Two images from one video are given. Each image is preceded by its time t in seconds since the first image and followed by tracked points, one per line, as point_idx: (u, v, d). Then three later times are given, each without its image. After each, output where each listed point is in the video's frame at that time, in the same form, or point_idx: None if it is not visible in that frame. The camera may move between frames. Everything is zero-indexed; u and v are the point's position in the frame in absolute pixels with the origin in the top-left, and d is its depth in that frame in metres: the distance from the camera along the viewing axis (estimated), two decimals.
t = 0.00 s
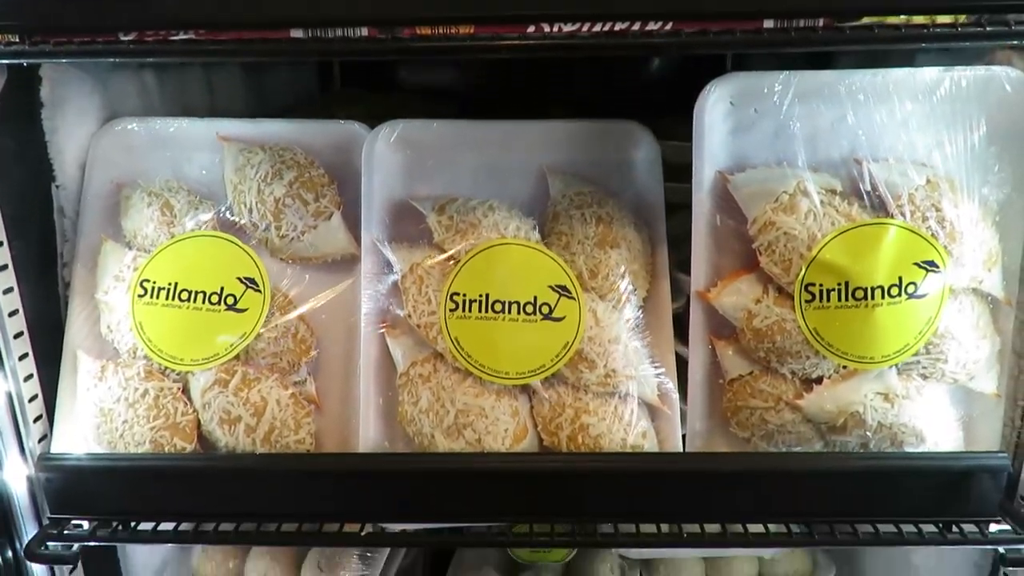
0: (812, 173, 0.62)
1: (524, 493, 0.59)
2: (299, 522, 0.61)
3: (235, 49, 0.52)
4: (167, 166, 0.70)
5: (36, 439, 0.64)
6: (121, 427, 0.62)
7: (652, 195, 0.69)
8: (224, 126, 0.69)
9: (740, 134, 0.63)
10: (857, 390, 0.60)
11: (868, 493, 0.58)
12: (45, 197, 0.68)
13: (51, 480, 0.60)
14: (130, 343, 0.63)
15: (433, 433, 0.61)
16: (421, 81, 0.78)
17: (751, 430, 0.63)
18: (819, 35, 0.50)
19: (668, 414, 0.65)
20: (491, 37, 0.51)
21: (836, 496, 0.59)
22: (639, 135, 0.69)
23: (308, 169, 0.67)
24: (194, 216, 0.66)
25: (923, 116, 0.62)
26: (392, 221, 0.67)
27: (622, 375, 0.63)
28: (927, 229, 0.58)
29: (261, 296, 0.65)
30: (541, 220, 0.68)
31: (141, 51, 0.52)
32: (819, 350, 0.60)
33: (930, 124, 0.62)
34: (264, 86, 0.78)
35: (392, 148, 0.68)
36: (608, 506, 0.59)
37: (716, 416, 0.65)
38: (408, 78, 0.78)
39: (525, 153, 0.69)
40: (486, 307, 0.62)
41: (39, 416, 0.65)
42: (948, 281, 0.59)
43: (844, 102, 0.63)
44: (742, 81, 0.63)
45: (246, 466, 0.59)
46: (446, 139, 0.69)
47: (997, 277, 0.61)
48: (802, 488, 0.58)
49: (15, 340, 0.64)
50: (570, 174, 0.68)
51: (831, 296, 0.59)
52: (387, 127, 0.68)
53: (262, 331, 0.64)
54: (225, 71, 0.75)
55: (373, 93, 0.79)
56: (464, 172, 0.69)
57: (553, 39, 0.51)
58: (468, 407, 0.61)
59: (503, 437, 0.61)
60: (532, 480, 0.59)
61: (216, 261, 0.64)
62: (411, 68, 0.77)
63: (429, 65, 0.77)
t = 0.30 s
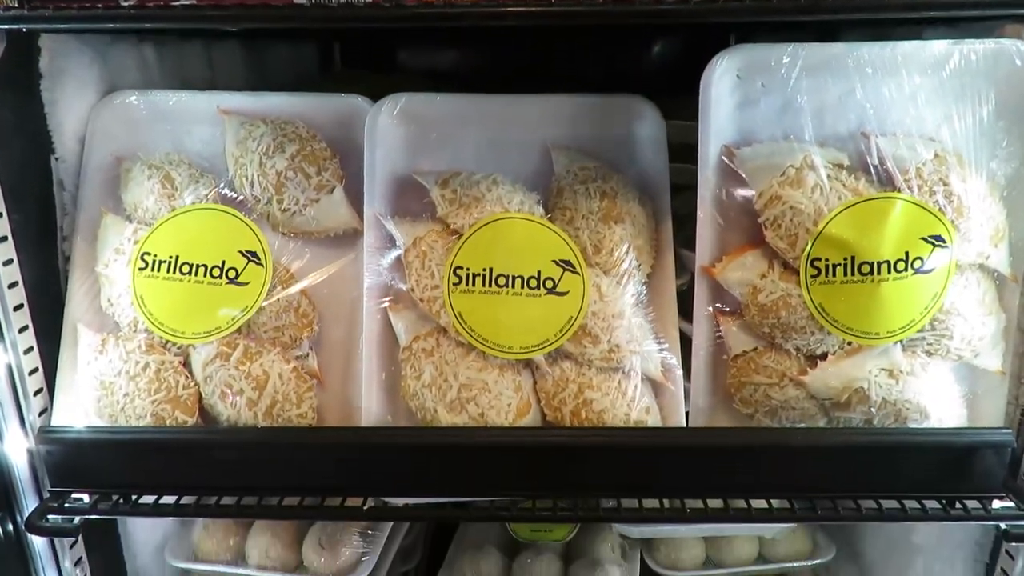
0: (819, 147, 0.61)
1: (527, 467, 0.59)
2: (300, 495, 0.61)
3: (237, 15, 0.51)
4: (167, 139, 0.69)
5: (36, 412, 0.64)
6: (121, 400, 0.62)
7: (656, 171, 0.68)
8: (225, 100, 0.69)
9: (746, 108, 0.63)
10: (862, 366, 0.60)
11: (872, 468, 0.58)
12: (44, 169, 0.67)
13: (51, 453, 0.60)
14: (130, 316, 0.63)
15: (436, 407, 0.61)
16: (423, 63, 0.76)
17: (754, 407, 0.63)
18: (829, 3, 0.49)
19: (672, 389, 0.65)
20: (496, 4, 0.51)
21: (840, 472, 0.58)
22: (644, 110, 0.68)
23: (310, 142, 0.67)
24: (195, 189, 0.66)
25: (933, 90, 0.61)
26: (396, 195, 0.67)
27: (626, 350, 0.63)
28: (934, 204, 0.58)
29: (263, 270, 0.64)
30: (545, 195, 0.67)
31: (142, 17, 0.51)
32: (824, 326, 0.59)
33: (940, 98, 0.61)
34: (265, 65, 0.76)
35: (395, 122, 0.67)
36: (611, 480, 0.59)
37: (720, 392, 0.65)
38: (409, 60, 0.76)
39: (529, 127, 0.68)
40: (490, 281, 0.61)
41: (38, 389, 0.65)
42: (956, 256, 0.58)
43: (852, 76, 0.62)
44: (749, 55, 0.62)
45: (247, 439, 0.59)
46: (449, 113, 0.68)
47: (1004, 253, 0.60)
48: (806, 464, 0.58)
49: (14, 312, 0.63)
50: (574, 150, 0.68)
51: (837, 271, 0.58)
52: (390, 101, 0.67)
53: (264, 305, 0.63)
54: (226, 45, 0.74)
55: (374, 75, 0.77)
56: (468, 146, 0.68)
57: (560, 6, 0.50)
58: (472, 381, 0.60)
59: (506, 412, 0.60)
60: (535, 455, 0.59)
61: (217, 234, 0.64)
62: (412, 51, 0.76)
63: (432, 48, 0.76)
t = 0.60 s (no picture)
0: (829, 116, 0.60)
1: (528, 437, 0.58)
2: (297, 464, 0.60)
3: None
4: (163, 103, 0.68)
5: (28, 378, 0.63)
6: (115, 366, 0.61)
7: (662, 141, 0.67)
8: (223, 63, 0.67)
9: (754, 75, 0.62)
10: (868, 338, 0.59)
11: (877, 441, 0.57)
12: (37, 130, 0.66)
13: (42, 419, 0.59)
14: (124, 281, 0.62)
15: (435, 376, 0.60)
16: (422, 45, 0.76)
17: (758, 379, 0.62)
18: None
19: (675, 361, 0.64)
20: None
21: (845, 444, 0.58)
22: (650, 78, 0.67)
23: (309, 107, 0.65)
24: (191, 152, 0.64)
25: (946, 58, 0.60)
26: (397, 162, 0.66)
27: (630, 321, 0.62)
28: (945, 172, 0.57)
29: (260, 236, 0.63)
30: (548, 163, 0.66)
31: None
32: (831, 297, 0.58)
33: (954, 67, 0.60)
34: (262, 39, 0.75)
35: (395, 87, 0.66)
36: (613, 451, 0.58)
37: (723, 364, 0.64)
38: (409, 42, 0.76)
39: (533, 94, 0.67)
40: (491, 249, 0.60)
41: (30, 354, 0.64)
42: (966, 226, 0.57)
43: (864, 43, 0.61)
44: (758, 20, 0.61)
45: (243, 406, 0.58)
46: (450, 78, 0.66)
47: (1014, 225, 0.60)
48: (811, 435, 0.57)
49: (6, 275, 0.61)
50: (578, 118, 0.67)
51: (845, 241, 0.57)
52: (391, 65, 0.65)
53: (261, 270, 0.62)
54: (224, 8, 0.72)
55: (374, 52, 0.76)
56: (470, 113, 0.67)
57: None
58: (472, 349, 0.59)
59: (507, 381, 0.59)
60: (537, 424, 0.58)
61: (213, 198, 0.62)
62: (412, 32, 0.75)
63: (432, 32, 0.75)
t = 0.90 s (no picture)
0: (842, 70, 0.59)
1: (530, 397, 0.56)
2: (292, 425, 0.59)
3: None
4: (154, 56, 0.66)
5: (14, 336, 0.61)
6: (104, 323, 0.59)
7: (668, 99, 0.65)
8: (216, 15, 0.65)
9: (765, 28, 0.60)
10: (879, 300, 0.57)
11: (888, 402, 0.56)
12: (23, 81, 0.63)
13: (29, 376, 0.57)
14: (114, 236, 0.60)
15: (434, 335, 0.58)
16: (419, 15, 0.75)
17: (765, 342, 0.60)
18: None
19: (680, 323, 0.62)
20: None
21: (853, 407, 0.56)
22: (655, 34, 0.65)
23: (304, 59, 0.63)
24: (182, 105, 0.62)
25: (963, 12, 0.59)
26: (395, 119, 0.64)
27: (634, 280, 0.60)
28: (962, 127, 0.55)
29: (253, 190, 0.61)
30: (551, 120, 0.64)
31: None
32: (841, 256, 0.57)
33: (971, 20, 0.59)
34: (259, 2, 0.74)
35: (394, 41, 0.64)
36: (616, 412, 0.57)
37: (729, 326, 0.63)
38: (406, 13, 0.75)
39: (535, 50, 0.65)
40: (492, 205, 0.58)
41: (16, 312, 0.62)
42: (983, 184, 0.56)
43: None
44: None
45: (237, 363, 0.57)
46: (451, 32, 0.65)
47: None
48: (819, 396, 0.56)
49: None
50: (581, 74, 0.65)
51: (857, 198, 0.56)
52: (389, 17, 0.64)
53: (254, 227, 0.60)
54: None
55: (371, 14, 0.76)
56: (471, 68, 0.65)
57: None
58: (472, 308, 0.58)
59: (508, 341, 0.58)
60: (538, 384, 0.56)
61: (205, 152, 0.60)
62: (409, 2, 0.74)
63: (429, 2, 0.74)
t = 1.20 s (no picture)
0: (854, 21, 0.57)
1: (530, 356, 0.55)
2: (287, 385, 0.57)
3: None
4: (143, 8, 0.64)
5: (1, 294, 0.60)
6: (93, 281, 0.57)
7: (673, 54, 0.63)
8: None
9: None
10: (887, 259, 0.56)
11: (895, 362, 0.55)
12: (7, 32, 0.61)
13: (17, 335, 0.55)
14: (103, 192, 0.58)
15: (431, 293, 0.57)
16: None
17: (770, 303, 0.59)
18: None
19: (683, 284, 0.61)
20: None
21: (860, 368, 0.55)
22: None
23: (297, 11, 0.61)
24: (171, 57, 0.60)
25: None
26: (392, 73, 0.62)
27: (637, 239, 0.59)
28: (976, 79, 0.54)
29: (246, 144, 0.59)
30: (552, 75, 0.62)
31: None
32: (850, 213, 0.55)
33: None
34: None
35: None
36: (617, 372, 0.55)
37: (733, 287, 0.61)
38: None
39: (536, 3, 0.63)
40: (491, 159, 0.56)
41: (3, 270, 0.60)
42: (996, 138, 0.54)
43: None
44: None
45: (228, 323, 0.55)
46: None
47: None
48: (825, 357, 0.55)
49: None
50: (583, 28, 0.63)
51: (867, 152, 0.54)
52: None
53: (247, 183, 0.59)
54: None
55: None
56: (470, 21, 0.63)
57: None
58: (470, 266, 0.56)
59: (507, 300, 0.56)
60: (538, 344, 0.55)
61: (195, 105, 0.58)
62: None
63: None
